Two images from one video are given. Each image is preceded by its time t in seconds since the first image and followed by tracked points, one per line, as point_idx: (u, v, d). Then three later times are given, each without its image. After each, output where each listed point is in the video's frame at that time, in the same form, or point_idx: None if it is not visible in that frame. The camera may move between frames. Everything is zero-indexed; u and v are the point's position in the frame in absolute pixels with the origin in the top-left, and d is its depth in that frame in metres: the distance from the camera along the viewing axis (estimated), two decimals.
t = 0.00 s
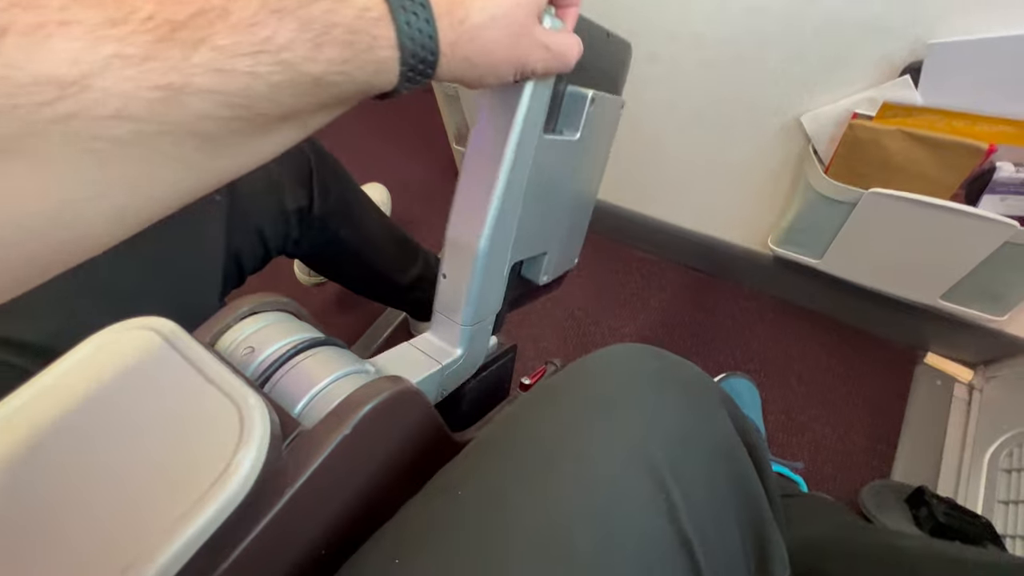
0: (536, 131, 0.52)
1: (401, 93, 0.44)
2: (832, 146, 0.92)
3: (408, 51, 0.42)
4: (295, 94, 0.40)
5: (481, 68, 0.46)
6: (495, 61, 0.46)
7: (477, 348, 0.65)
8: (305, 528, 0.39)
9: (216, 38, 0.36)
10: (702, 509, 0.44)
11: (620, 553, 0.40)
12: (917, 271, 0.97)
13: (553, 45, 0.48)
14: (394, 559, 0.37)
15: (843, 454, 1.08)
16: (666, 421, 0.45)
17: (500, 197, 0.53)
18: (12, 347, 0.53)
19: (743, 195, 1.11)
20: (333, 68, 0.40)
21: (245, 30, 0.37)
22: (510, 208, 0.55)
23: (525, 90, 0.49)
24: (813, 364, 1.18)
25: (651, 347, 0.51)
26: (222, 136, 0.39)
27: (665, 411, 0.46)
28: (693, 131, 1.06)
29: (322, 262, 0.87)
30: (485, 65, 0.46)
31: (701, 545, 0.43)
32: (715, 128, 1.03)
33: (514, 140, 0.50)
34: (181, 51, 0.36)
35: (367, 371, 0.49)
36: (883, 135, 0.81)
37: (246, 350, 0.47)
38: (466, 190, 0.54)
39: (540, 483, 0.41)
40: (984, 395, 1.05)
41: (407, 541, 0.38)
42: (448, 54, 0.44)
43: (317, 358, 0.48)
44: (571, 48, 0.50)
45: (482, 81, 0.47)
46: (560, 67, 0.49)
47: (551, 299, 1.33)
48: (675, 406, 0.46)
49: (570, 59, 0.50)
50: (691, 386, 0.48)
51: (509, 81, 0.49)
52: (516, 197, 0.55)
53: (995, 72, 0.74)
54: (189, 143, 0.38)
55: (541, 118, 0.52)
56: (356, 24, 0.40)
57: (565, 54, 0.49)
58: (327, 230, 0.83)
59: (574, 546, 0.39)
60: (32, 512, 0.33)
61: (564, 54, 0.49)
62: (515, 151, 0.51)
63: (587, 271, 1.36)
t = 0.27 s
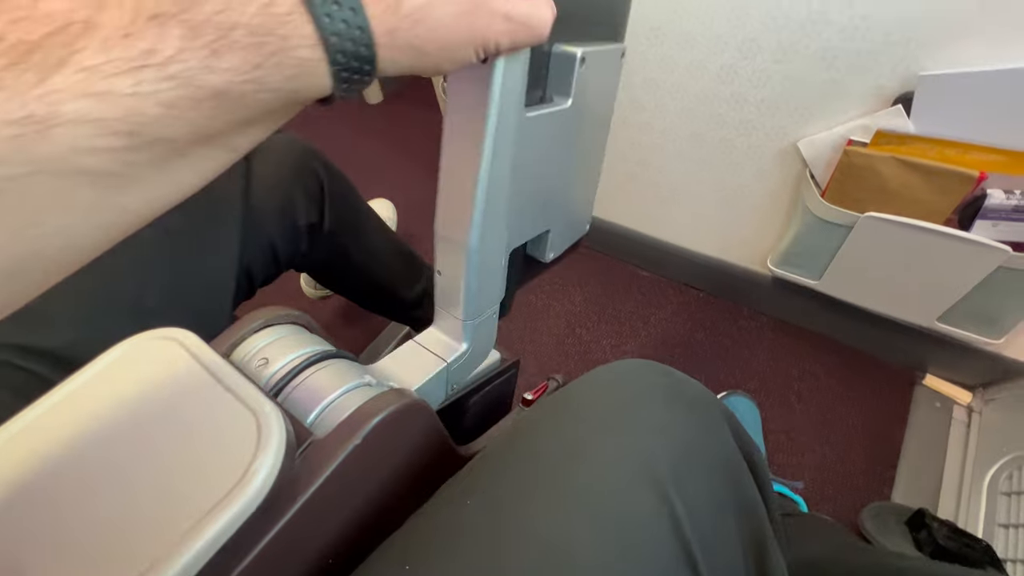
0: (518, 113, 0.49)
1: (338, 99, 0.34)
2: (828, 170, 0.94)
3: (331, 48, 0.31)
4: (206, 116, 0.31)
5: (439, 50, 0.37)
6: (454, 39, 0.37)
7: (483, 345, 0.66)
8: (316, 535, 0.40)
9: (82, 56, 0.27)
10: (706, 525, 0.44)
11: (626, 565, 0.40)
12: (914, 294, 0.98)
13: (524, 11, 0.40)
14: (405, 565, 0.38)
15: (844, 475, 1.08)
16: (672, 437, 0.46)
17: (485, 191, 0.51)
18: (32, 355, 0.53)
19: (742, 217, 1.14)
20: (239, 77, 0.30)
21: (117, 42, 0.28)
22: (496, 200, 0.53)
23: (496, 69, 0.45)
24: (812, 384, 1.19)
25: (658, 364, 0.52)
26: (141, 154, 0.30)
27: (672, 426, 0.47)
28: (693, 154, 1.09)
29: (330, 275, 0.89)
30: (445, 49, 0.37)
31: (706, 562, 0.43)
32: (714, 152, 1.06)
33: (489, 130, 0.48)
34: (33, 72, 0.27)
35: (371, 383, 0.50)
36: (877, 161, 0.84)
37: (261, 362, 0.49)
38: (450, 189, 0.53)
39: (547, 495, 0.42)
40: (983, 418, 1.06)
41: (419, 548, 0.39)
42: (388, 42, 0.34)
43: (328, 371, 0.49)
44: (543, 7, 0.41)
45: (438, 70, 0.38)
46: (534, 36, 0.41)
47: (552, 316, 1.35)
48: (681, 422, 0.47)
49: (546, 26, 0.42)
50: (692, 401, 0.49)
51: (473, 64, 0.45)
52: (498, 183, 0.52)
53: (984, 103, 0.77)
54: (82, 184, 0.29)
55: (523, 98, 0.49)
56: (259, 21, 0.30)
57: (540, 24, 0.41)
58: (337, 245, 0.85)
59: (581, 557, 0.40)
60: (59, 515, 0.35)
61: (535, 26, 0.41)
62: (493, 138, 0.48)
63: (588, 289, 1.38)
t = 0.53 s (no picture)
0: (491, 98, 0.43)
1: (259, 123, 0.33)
2: (829, 194, 0.97)
3: (228, 76, 0.30)
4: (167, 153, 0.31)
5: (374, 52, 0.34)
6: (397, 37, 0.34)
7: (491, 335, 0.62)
8: (334, 538, 0.41)
9: None
10: (717, 532, 0.45)
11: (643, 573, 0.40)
12: (916, 315, 1.00)
13: None
14: (425, 567, 0.39)
15: (848, 496, 1.08)
16: (684, 447, 0.47)
17: (466, 190, 0.47)
18: (61, 361, 0.54)
19: (746, 238, 1.16)
20: (109, 124, 0.31)
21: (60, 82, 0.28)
22: (481, 199, 0.49)
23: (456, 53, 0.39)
24: (817, 404, 1.19)
25: (668, 378, 0.53)
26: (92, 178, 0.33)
27: (682, 437, 0.47)
28: (698, 176, 1.12)
29: (343, 289, 0.90)
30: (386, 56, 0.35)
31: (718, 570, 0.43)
32: (719, 173, 1.09)
33: (460, 127, 0.43)
34: None
35: (381, 397, 0.50)
36: (877, 186, 0.86)
37: (283, 371, 0.51)
38: (431, 191, 0.49)
39: (563, 501, 0.42)
40: (988, 440, 1.06)
41: (439, 552, 0.40)
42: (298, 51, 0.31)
43: (347, 380, 0.51)
44: None
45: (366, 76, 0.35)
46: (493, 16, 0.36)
47: (558, 331, 1.37)
48: (691, 433, 0.48)
49: None
50: (703, 413, 0.50)
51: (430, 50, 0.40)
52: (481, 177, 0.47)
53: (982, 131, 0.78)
54: None
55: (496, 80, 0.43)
56: (123, 55, 0.29)
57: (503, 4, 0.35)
58: (350, 261, 0.86)
59: (598, 564, 0.40)
60: (92, 514, 0.36)
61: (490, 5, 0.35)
62: (468, 131, 0.44)
63: (593, 305, 1.40)
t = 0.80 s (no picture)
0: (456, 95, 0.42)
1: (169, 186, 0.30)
2: (834, 212, 0.99)
3: (124, 138, 0.27)
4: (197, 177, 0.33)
5: (302, 80, 0.31)
6: (325, 64, 0.31)
7: (500, 324, 0.62)
8: (357, 536, 0.43)
9: None
10: (729, 539, 0.46)
11: None
12: (920, 333, 1.01)
13: None
14: (446, 567, 0.41)
15: (853, 513, 1.08)
16: (694, 455, 0.48)
17: (448, 198, 0.46)
18: (94, 364, 0.57)
19: (751, 254, 1.18)
20: None
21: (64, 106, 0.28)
22: (465, 202, 0.48)
23: (412, 53, 0.38)
24: (821, 420, 1.20)
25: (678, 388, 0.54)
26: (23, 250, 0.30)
27: (693, 445, 0.49)
28: (704, 193, 1.14)
29: (358, 302, 0.91)
30: (316, 87, 0.32)
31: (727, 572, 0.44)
32: (724, 191, 1.11)
33: (431, 134, 0.42)
34: None
35: (392, 407, 0.51)
36: (879, 206, 0.88)
37: (306, 376, 0.53)
38: (413, 201, 0.49)
39: (579, 505, 0.44)
40: (993, 460, 1.06)
41: (459, 552, 0.41)
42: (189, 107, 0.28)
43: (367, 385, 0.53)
44: None
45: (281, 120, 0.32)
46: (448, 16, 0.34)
47: (564, 343, 1.38)
48: (701, 441, 0.49)
49: None
50: (713, 422, 0.51)
51: (381, 60, 0.39)
52: (460, 178, 0.46)
53: (982, 153, 0.80)
54: None
55: (457, 74, 0.42)
56: None
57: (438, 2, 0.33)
58: (365, 273, 0.87)
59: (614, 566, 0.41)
60: (131, 513, 0.38)
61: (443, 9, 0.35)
62: (440, 135, 0.43)
63: (599, 319, 1.42)
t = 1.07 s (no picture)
0: (412, 114, 0.42)
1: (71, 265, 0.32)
2: (837, 230, 1.01)
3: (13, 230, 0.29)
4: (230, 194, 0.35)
5: (218, 140, 0.32)
6: (234, 121, 0.32)
7: (504, 322, 0.61)
8: (379, 533, 0.45)
9: None
10: (740, 542, 0.47)
11: None
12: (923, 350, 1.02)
13: (322, 29, 0.31)
14: (467, 563, 0.43)
15: (859, 530, 1.09)
16: (706, 460, 0.49)
17: (425, 217, 0.46)
18: (125, 365, 0.60)
19: (756, 270, 1.20)
20: None
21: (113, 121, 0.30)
22: (446, 220, 0.48)
23: (358, 79, 0.38)
24: (826, 436, 1.21)
25: (691, 396, 0.55)
26: None
27: (704, 450, 0.50)
28: (710, 209, 1.17)
29: (370, 313, 0.92)
30: (229, 146, 0.33)
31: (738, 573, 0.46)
32: (730, 208, 1.14)
33: (395, 158, 0.42)
34: None
35: (401, 417, 0.52)
36: (882, 225, 0.91)
37: (329, 380, 0.56)
38: (395, 226, 0.49)
39: (595, 507, 0.45)
40: (999, 479, 1.06)
41: (480, 550, 0.44)
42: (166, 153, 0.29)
43: (387, 392, 0.55)
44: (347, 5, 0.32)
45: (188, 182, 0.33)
46: (378, 45, 0.33)
47: (570, 355, 1.40)
48: (712, 447, 0.51)
49: (373, 6, 0.32)
50: (725, 429, 0.53)
51: (330, 92, 0.40)
52: (433, 195, 0.46)
53: (983, 176, 0.83)
54: None
55: (411, 94, 0.42)
56: None
57: (351, 34, 0.32)
58: (379, 283, 0.88)
59: (629, 565, 0.43)
60: (167, 512, 0.41)
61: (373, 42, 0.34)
62: (405, 156, 0.43)
63: (605, 332, 1.44)
